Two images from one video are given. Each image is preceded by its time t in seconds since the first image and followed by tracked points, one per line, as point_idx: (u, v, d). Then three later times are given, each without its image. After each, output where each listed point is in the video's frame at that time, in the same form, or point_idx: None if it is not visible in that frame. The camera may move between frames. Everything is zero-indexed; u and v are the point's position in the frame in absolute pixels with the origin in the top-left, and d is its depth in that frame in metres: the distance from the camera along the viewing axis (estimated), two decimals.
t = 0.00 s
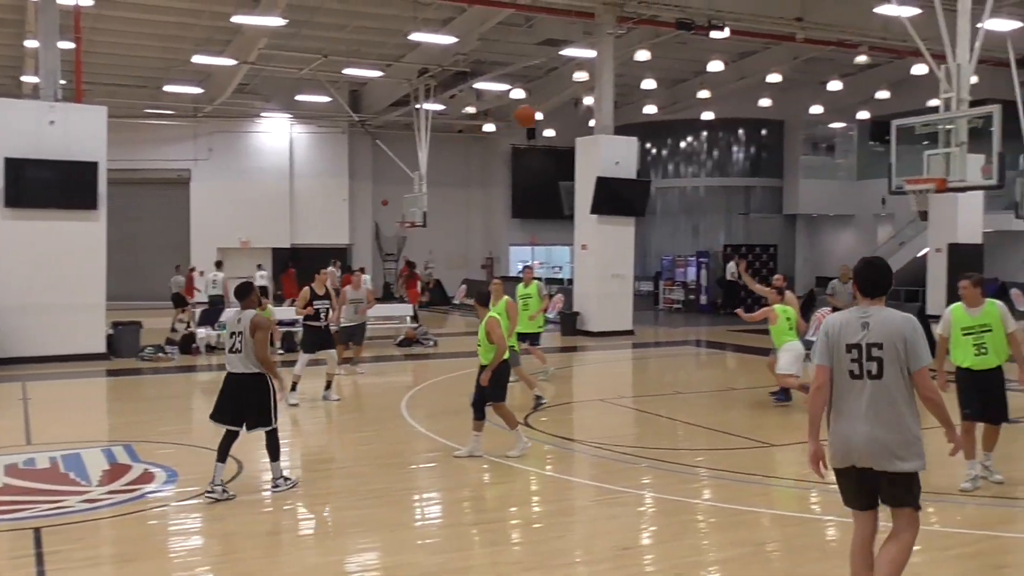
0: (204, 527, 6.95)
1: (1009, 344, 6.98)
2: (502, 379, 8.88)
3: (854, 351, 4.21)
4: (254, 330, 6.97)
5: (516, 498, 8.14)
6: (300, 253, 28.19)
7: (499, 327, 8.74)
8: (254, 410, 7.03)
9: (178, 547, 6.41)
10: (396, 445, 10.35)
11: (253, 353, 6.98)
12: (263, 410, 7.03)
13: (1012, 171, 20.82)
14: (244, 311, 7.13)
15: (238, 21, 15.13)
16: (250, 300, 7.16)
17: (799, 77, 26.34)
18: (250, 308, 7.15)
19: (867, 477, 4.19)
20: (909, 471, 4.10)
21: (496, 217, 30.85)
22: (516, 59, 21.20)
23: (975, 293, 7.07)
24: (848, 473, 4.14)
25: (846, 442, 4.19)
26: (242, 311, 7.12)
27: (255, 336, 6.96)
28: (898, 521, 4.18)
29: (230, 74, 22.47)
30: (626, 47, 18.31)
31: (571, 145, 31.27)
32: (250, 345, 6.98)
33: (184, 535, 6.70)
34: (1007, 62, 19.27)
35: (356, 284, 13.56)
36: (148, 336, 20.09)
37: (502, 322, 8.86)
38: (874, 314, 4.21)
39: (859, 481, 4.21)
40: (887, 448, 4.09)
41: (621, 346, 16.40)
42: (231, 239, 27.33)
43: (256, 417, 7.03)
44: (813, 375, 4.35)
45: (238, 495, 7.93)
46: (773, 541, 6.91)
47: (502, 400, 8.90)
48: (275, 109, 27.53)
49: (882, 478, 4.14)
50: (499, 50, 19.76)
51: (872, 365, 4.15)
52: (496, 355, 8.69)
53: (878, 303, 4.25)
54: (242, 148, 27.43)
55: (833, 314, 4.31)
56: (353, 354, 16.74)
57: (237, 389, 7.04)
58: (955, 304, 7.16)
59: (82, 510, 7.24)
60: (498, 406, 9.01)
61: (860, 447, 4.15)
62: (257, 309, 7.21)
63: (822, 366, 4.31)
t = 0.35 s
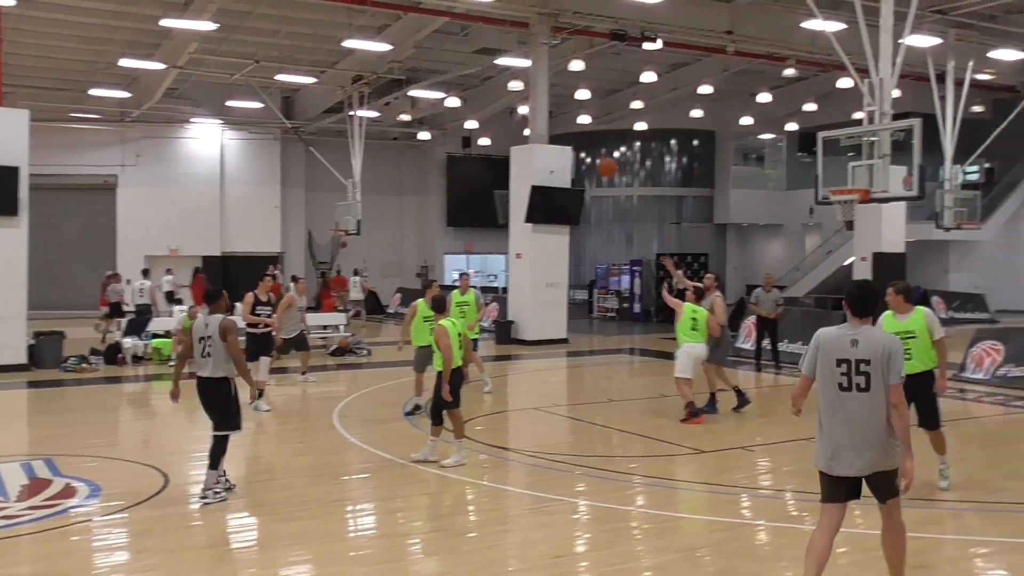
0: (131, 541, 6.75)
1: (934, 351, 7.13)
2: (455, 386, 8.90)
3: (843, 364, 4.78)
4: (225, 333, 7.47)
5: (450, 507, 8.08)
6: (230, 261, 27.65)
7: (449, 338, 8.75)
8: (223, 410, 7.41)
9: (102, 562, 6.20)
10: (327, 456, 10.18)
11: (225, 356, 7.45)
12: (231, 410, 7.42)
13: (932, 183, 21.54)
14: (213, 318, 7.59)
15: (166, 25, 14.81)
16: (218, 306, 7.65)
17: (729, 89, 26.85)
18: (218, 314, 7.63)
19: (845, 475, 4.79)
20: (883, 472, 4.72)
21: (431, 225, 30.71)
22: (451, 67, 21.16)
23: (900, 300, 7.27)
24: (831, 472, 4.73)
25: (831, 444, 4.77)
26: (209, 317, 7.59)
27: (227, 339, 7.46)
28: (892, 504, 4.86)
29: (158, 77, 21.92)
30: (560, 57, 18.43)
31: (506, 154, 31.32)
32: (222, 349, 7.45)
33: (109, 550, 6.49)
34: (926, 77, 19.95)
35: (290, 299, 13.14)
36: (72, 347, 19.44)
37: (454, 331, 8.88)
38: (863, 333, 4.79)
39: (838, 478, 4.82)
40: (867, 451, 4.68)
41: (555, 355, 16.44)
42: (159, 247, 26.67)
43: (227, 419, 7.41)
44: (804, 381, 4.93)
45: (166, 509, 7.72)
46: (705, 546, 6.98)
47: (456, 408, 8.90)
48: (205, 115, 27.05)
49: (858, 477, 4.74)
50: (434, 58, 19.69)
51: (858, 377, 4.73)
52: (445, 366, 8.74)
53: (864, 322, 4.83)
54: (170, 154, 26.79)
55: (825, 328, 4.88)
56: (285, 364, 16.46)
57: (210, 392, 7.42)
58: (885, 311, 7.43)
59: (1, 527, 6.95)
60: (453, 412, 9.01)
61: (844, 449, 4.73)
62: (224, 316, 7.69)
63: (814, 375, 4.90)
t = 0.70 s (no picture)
0: (40, 559, 6.48)
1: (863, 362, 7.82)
2: (388, 394, 8.77)
3: (795, 353, 5.31)
4: (173, 340, 7.62)
5: (372, 517, 7.98)
6: (146, 269, 26.90)
7: (385, 344, 8.69)
8: (172, 412, 7.64)
9: None
10: (247, 468, 9.93)
11: (172, 361, 7.63)
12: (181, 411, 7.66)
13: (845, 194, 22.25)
14: (159, 325, 7.76)
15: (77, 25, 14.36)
16: (163, 314, 7.85)
17: (650, 99, 27.27)
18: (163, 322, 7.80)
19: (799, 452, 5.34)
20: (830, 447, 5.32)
21: (353, 232, 30.40)
22: (375, 73, 20.99)
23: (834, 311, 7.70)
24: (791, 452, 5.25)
25: (789, 426, 5.28)
26: (155, 324, 7.78)
27: (175, 345, 7.62)
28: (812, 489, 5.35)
29: (70, 79, 21.18)
30: (484, 65, 18.47)
31: (430, 162, 31.19)
32: (167, 354, 7.62)
33: (18, 569, 6.22)
34: (839, 91, 20.59)
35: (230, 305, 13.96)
36: None
37: (392, 337, 8.81)
38: (809, 325, 5.37)
39: (788, 456, 5.36)
40: (823, 429, 5.27)
41: (478, 363, 16.41)
42: (72, 254, 25.79)
43: (176, 420, 7.64)
44: (760, 371, 5.38)
45: (77, 524, 7.43)
46: (627, 552, 7.03)
47: (388, 415, 8.80)
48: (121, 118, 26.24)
49: (810, 455, 5.30)
50: (357, 64, 19.51)
51: (810, 363, 5.29)
52: (378, 373, 8.69)
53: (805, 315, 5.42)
54: (84, 158, 25.93)
55: (777, 322, 5.38)
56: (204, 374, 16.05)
57: (159, 396, 7.62)
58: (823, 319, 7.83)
59: None
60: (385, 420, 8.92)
61: (800, 430, 5.26)
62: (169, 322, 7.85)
63: (769, 364, 5.36)
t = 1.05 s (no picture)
0: None
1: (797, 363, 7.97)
2: (336, 397, 8.60)
3: (728, 350, 5.84)
4: (132, 351, 7.46)
5: (304, 526, 7.84)
6: (71, 274, 26.15)
7: (332, 346, 8.53)
8: (131, 423, 7.52)
9: None
10: (177, 477, 9.65)
11: (132, 373, 7.51)
12: (143, 421, 7.56)
13: (774, 202, 22.72)
14: (118, 334, 7.58)
15: None
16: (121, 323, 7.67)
17: (585, 107, 27.51)
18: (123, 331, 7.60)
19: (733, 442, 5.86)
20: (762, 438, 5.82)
21: (286, 238, 30.04)
22: (309, 77, 20.77)
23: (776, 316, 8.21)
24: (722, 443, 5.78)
25: (721, 418, 5.81)
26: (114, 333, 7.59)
27: (134, 356, 7.47)
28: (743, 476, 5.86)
29: None
30: (419, 70, 18.42)
31: (365, 167, 30.92)
32: (128, 366, 7.49)
33: None
34: (769, 102, 21.01)
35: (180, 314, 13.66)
36: None
37: (342, 340, 8.66)
38: (742, 324, 5.89)
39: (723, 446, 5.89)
40: (751, 421, 5.79)
41: (414, 369, 16.30)
42: None
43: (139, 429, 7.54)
44: (695, 367, 5.91)
45: None
46: (561, 557, 7.02)
47: (336, 418, 8.62)
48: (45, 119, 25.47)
49: (739, 443, 5.84)
50: (290, 67, 19.27)
51: (741, 360, 5.81)
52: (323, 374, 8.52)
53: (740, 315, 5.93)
54: (5, 160, 25.08)
55: (711, 322, 5.91)
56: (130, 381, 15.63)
57: (117, 407, 7.49)
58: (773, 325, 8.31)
59: None
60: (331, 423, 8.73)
61: (731, 422, 5.79)
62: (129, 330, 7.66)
63: (704, 360, 5.90)
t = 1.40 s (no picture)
0: None
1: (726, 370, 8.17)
2: (282, 401, 8.47)
3: (680, 354, 6.14)
4: (75, 349, 7.25)
5: (247, 533, 7.71)
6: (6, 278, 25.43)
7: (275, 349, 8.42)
8: (71, 421, 7.20)
9: None
10: (115, 485, 9.42)
11: (71, 374, 7.23)
12: (79, 422, 7.22)
13: (718, 209, 23.02)
14: (60, 332, 7.35)
15: None
16: (63, 323, 7.45)
17: (531, 112, 27.62)
18: (65, 329, 7.39)
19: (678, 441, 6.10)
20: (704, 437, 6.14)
21: (228, 242, 29.58)
22: (251, 79, 20.49)
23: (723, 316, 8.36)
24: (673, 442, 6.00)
25: (672, 417, 6.03)
26: (55, 332, 7.35)
27: (77, 354, 7.24)
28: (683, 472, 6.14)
29: None
30: (364, 73, 18.30)
31: (309, 170, 30.61)
32: (68, 365, 7.22)
33: None
34: (712, 109, 21.31)
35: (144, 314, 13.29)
36: None
37: (288, 344, 8.56)
38: (690, 330, 6.25)
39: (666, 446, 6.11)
40: (698, 420, 6.09)
41: (360, 374, 16.17)
42: None
43: (76, 429, 7.21)
44: (649, 369, 6.12)
45: None
46: (507, 561, 7.01)
47: (283, 423, 8.47)
48: None
49: (684, 443, 6.09)
50: (232, 68, 19.00)
51: (691, 362, 6.13)
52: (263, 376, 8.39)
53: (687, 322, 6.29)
54: None
55: (663, 328, 6.19)
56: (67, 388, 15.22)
57: (55, 405, 7.17)
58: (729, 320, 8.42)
59: None
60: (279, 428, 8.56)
61: (681, 421, 6.03)
62: (71, 330, 7.45)
63: (656, 362, 6.12)
